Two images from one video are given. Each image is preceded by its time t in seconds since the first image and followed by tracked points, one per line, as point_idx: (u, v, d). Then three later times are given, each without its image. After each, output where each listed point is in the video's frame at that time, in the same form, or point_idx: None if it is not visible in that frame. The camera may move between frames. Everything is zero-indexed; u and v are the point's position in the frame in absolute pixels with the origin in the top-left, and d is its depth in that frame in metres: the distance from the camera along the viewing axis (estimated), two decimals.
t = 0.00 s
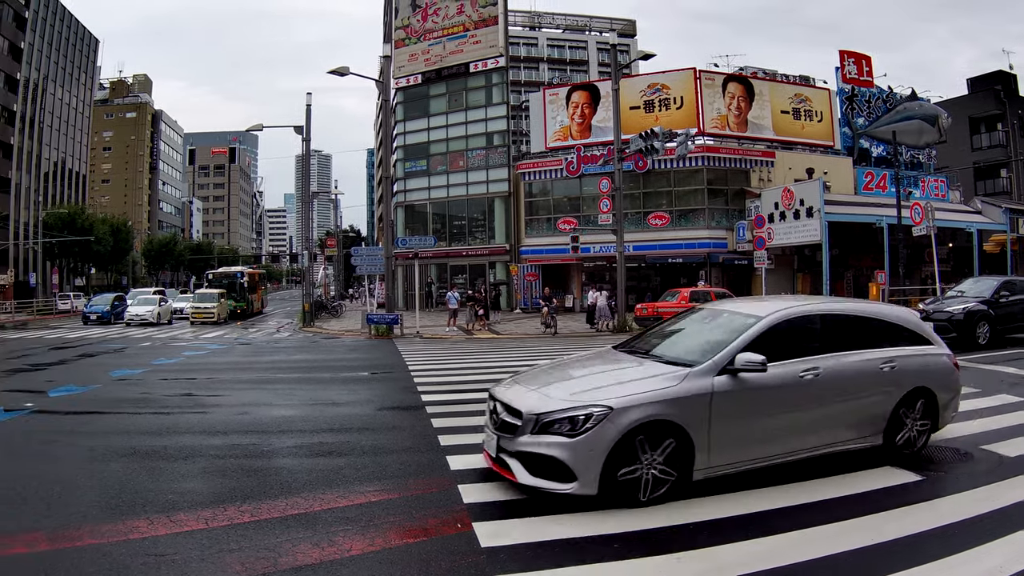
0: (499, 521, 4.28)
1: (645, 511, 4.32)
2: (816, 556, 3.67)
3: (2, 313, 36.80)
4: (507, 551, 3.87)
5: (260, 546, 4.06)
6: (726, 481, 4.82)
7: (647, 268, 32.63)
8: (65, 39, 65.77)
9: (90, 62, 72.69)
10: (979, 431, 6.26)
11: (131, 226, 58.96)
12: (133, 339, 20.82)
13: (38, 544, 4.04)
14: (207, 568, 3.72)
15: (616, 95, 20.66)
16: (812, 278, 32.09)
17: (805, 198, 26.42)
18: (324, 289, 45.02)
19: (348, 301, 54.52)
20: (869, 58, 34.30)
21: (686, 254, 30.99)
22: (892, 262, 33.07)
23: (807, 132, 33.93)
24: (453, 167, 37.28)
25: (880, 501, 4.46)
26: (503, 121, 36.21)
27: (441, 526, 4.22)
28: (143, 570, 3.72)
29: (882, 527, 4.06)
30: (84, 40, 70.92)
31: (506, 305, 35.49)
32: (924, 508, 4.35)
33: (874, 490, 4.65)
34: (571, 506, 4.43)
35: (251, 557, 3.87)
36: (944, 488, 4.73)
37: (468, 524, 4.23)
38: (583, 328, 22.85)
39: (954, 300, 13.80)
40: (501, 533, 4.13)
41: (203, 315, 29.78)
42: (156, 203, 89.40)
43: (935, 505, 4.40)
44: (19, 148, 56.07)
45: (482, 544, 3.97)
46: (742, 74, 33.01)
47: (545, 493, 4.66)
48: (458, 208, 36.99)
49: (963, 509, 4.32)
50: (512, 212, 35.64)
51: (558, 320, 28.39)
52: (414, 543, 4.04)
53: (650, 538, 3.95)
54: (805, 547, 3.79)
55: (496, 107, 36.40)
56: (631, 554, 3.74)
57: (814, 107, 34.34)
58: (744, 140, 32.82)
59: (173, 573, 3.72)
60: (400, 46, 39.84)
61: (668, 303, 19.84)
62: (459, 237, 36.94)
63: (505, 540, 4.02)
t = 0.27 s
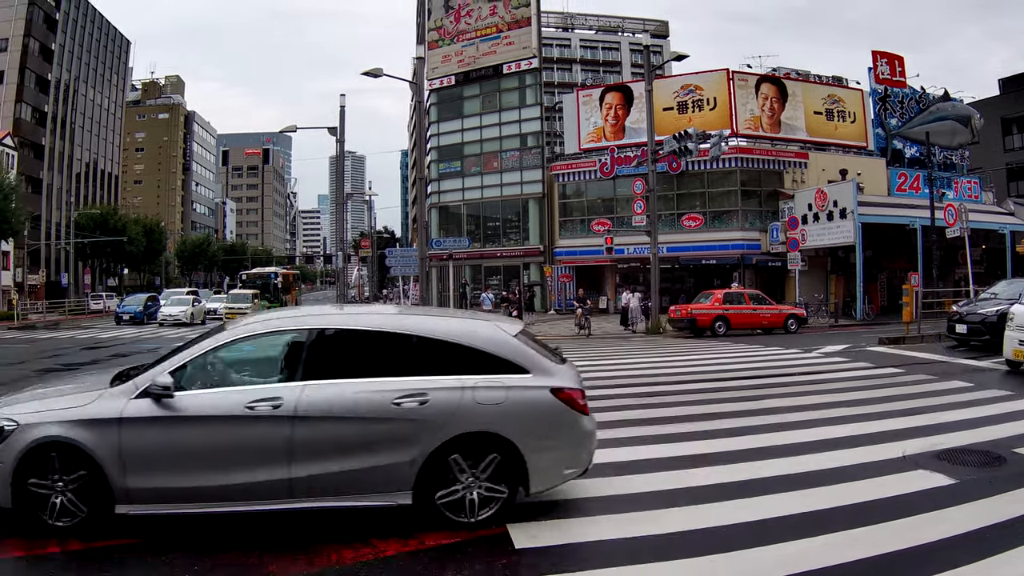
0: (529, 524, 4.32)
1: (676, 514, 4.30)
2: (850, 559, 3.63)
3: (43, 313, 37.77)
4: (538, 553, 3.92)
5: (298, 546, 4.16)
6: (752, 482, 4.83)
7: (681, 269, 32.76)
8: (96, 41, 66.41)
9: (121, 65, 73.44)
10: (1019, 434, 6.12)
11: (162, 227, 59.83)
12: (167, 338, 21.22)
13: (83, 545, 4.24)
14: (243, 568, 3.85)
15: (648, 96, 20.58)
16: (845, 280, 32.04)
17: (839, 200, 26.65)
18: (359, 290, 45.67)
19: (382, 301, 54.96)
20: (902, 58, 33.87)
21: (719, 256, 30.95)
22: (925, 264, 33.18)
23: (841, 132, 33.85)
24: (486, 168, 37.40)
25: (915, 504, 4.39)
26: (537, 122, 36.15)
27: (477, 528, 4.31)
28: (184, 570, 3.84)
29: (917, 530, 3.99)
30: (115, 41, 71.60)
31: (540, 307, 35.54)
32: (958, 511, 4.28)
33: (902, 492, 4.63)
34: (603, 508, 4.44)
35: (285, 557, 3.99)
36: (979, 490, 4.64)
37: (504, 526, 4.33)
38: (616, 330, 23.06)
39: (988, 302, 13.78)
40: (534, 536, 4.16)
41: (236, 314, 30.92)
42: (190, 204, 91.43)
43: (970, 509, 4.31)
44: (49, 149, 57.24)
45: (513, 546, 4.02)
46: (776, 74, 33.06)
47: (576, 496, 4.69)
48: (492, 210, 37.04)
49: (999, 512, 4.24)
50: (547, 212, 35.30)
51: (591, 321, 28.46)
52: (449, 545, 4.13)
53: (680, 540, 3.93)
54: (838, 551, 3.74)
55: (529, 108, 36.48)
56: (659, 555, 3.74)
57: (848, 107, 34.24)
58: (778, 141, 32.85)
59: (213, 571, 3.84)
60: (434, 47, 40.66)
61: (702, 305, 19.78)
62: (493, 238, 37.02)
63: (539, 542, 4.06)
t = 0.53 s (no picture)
0: (566, 523, 4.26)
1: (710, 516, 4.27)
2: (888, 562, 3.59)
3: (74, 313, 37.97)
4: (574, 554, 3.86)
5: (329, 545, 4.09)
6: (788, 484, 4.79)
7: (716, 270, 33.07)
8: (125, 40, 66.07)
9: (152, 66, 73.21)
10: None
11: (198, 227, 59.44)
12: (202, 339, 21.41)
13: (111, 543, 4.21)
14: (275, 569, 3.82)
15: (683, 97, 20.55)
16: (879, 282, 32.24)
17: (873, 201, 26.27)
18: (393, 291, 45.74)
19: (414, 303, 54.87)
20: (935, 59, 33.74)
21: (753, 257, 30.88)
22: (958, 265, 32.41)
23: (874, 133, 33.36)
24: (521, 169, 37.39)
25: (950, 507, 4.36)
26: (571, 124, 36.16)
27: (511, 528, 4.21)
28: (213, 570, 3.79)
29: (953, 533, 3.95)
30: (147, 43, 71.54)
31: (575, 308, 35.85)
32: (995, 514, 4.24)
33: (940, 496, 4.57)
34: (637, 509, 4.39)
35: (318, 557, 3.95)
36: (1014, 494, 4.60)
37: (538, 526, 4.21)
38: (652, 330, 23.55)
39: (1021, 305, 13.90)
40: (572, 536, 4.09)
41: (272, 316, 30.31)
42: (224, 204, 90.23)
43: (1006, 512, 4.27)
44: (82, 150, 56.89)
45: (550, 546, 3.96)
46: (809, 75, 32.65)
47: (609, 495, 4.64)
48: (527, 211, 37.09)
49: None
50: (582, 213, 35.61)
51: (626, 322, 28.24)
52: (484, 545, 4.04)
53: (715, 543, 3.90)
54: (876, 553, 3.70)
55: (564, 108, 36.41)
56: (697, 558, 3.70)
57: (880, 108, 33.67)
58: (812, 142, 32.49)
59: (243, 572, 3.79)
60: (468, 49, 39.25)
61: (736, 306, 19.75)
62: (528, 239, 37.03)
63: (574, 543, 3.99)
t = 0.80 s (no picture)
0: (602, 525, 4.25)
1: (745, 517, 4.26)
2: (925, 564, 3.57)
3: (109, 312, 38.67)
4: (610, 556, 3.85)
5: (366, 545, 4.10)
6: (821, 486, 4.78)
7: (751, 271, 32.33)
8: (161, 40, 66.29)
9: (187, 67, 72.95)
10: None
11: (234, 228, 60.80)
12: (239, 339, 21.71)
13: (147, 542, 4.24)
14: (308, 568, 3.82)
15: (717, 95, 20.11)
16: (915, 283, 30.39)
17: (909, 202, 26.52)
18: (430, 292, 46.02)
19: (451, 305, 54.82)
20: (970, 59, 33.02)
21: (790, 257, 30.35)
22: (993, 266, 31.74)
23: (910, 133, 33.10)
24: (557, 170, 37.26)
25: (986, 510, 4.34)
26: (606, 124, 35.91)
27: (548, 528, 4.22)
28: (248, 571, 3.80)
29: (989, 535, 3.93)
30: (182, 45, 71.58)
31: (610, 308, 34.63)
32: None
33: (975, 500, 4.52)
34: (673, 509, 4.40)
35: (355, 557, 3.96)
36: None
37: (575, 527, 4.22)
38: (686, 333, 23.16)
39: None
40: (608, 537, 4.09)
41: (308, 315, 30.96)
42: (260, 207, 90.87)
43: None
44: (116, 151, 57.63)
45: (586, 548, 3.96)
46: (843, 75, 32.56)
47: (644, 497, 4.64)
48: (563, 211, 36.93)
49: None
50: (617, 214, 35.15)
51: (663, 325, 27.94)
52: (520, 545, 4.04)
53: (751, 545, 3.88)
54: (912, 555, 3.69)
55: (600, 109, 36.17)
56: (731, 560, 3.69)
57: (916, 108, 33.45)
58: (846, 142, 32.22)
59: (281, 571, 3.80)
60: (502, 50, 40.16)
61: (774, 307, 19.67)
62: (564, 240, 36.84)
63: (611, 544, 3.99)
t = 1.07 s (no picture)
0: (637, 527, 4.25)
1: (781, 518, 4.26)
2: (964, 567, 3.55)
3: (147, 313, 39.54)
4: (648, 556, 3.85)
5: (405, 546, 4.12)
6: (855, 489, 4.76)
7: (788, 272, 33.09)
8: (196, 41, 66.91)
9: (222, 67, 73.52)
10: None
11: (268, 229, 59.82)
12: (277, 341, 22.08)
13: (186, 541, 4.28)
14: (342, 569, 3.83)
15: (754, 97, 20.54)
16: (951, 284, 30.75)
17: (946, 202, 26.22)
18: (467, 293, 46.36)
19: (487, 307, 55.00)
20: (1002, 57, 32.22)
21: (826, 258, 30.87)
22: None
23: (946, 133, 33.19)
24: (593, 171, 37.41)
25: None
26: (643, 125, 35.95)
27: (585, 529, 4.23)
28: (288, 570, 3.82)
29: None
30: (216, 45, 72.10)
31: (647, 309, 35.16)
32: None
33: (1013, 504, 4.46)
34: (708, 511, 4.41)
35: (394, 557, 3.98)
36: None
37: (612, 528, 4.23)
38: (723, 334, 22.84)
39: None
40: (643, 539, 4.09)
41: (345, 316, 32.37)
42: (297, 207, 91.62)
43: None
44: (151, 152, 58.21)
45: (622, 549, 3.96)
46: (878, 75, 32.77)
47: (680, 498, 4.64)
48: (600, 212, 37.05)
49: None
50: (654, 216, 35.39)
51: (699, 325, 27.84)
52: (558, 546, 4.05)
53: (787, 546, 3.88)
54: (950, 557, 3.66)
55: (636, 110, 36.19)
56: (764, 562, 3.67)
57: (951, 107, 33.54)
58: (882, 142, 32.45)
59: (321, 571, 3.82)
60: (538, 51, 40.42)
61: (809, 308, 19.66)
62: (601, 240, 36.97)
63: (648, 545, 3.99)
